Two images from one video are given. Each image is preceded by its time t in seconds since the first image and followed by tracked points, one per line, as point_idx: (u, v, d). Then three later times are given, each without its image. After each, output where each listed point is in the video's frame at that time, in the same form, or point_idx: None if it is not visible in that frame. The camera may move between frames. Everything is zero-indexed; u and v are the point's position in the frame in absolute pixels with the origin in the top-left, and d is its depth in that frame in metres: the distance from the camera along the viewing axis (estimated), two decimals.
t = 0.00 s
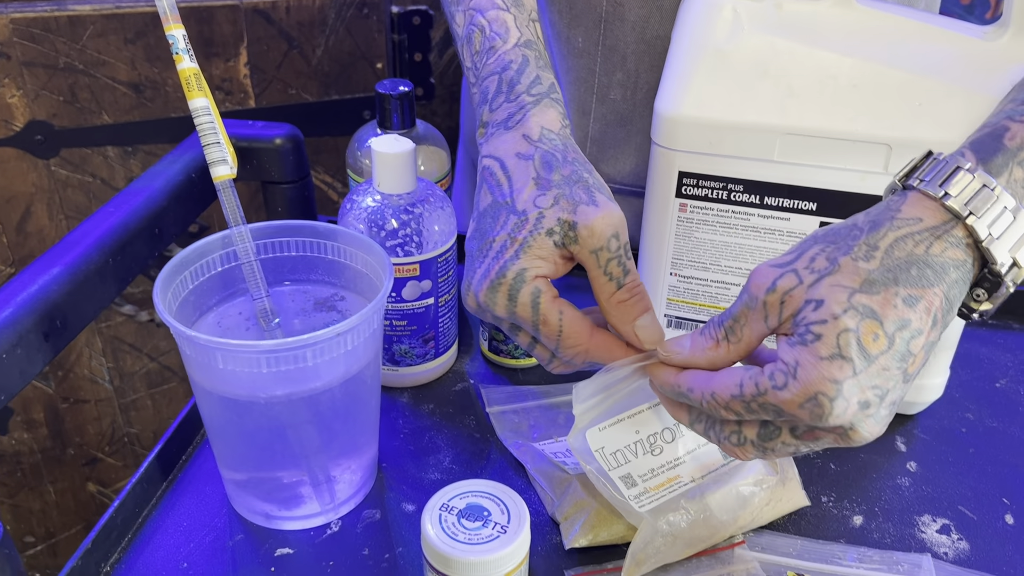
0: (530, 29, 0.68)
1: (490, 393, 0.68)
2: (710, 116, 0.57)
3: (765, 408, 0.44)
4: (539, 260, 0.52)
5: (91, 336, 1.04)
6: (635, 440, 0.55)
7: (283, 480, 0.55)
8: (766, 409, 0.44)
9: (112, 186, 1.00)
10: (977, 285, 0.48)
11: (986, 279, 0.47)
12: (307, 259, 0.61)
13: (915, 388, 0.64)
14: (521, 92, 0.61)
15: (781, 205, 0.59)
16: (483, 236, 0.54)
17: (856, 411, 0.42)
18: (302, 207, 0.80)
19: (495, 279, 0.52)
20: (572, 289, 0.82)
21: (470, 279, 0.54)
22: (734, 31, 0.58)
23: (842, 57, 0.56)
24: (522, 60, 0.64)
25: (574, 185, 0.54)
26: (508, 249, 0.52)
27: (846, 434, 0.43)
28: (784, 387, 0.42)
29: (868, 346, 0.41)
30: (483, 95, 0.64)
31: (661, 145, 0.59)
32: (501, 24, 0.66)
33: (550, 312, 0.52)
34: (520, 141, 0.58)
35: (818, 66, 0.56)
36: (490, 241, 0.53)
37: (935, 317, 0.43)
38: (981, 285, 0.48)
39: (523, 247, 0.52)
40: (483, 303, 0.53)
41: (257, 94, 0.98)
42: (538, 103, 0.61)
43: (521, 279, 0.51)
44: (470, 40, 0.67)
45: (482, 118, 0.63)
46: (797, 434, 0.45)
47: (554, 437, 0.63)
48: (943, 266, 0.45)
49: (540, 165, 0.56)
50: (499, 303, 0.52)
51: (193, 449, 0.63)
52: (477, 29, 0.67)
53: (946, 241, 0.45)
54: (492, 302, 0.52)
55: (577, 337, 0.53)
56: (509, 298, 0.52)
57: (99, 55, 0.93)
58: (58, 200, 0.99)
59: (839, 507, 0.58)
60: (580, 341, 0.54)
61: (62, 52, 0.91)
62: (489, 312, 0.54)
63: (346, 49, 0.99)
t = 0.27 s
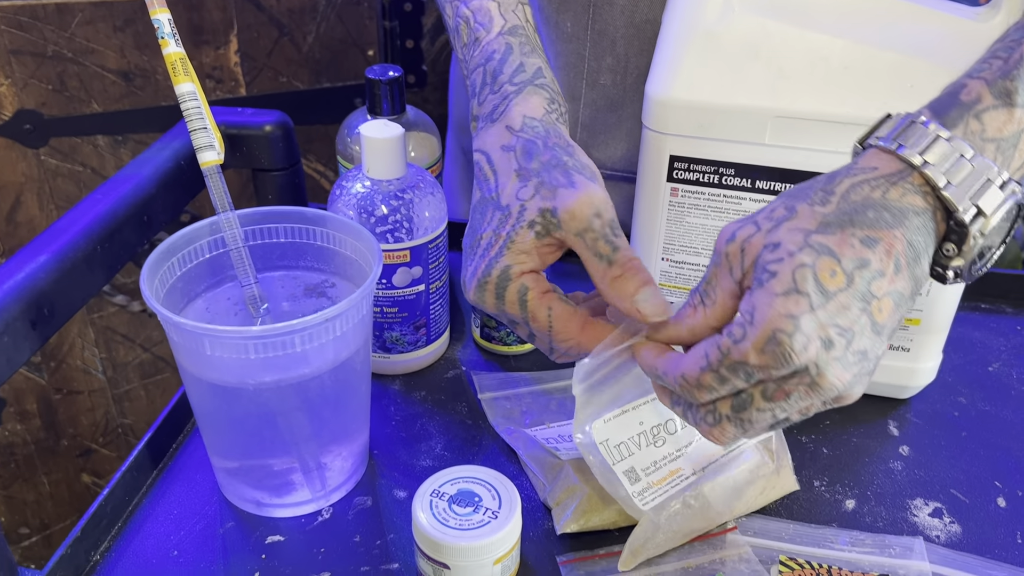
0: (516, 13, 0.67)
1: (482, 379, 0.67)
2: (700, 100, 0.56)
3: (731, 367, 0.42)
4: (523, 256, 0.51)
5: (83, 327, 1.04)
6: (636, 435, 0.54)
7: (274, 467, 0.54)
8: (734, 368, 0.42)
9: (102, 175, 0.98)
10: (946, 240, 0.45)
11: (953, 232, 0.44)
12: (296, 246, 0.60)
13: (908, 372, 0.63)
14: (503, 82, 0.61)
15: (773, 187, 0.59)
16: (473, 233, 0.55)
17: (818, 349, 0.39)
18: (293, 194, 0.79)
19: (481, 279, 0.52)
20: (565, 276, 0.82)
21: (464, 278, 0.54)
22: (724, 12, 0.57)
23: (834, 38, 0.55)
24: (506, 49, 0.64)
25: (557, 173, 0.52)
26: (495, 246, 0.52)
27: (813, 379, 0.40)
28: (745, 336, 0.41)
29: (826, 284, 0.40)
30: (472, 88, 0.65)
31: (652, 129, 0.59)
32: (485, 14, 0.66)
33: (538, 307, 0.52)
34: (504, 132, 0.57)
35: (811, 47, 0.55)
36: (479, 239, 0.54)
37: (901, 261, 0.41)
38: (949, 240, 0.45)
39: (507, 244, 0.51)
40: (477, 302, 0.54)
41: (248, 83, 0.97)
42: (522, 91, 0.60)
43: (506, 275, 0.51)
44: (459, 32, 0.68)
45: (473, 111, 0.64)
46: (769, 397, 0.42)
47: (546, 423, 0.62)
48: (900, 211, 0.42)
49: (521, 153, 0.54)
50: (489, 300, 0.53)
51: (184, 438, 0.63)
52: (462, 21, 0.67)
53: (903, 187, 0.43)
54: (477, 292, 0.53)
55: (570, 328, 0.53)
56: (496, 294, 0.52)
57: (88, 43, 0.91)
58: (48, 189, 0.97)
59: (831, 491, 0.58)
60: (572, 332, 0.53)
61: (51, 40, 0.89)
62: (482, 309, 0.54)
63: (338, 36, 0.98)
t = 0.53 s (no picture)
0: None
1: (477, 366, 0.67)
2: (694, 85, 0.56)
3: (698, 316, 0.42)
4: (514, 241, 0.52)
5: (78, 318, 1.03)
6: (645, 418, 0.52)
7: (268, 455, 0.54)
8: (702, 316, 0.41)
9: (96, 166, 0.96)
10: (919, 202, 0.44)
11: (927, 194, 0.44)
12: (289, 233, 0.60)
13: (903, 358, 0.64)
14: (493, 66, 0.61)
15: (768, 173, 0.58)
16: (462, 216, 0.55)
17: (777, 288, 0.40)
18: (287, 183, 0.79)
19: (472, 262, 0.53)
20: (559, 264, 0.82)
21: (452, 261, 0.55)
22: None
23: (828, 23, 0.55)
24: (494, 31, 0.63)
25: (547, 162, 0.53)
26: (485, 228, 0.53)
27: (774, 321, 0.41)
28: (705, 286, 0.41)
29: (787, 229, 0.41)
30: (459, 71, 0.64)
31: (646, 115, 0.58)
32: None
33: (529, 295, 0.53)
34: (496, 116, 0.57)
35: (804, 32, 0.55)
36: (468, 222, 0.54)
37: (867, 217, 0.42)
38: (921, 203, 0.44)
39: (498, 229, 0.52)
40: (466, 286, 0.54)
41: (242, 72, 0.96)
42: (512, 76, 0.60)
43: (497, 261, 0.52)
44: (444, 15, 0.67)
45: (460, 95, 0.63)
46: (734, 346, 0.43)
47: (541, 410, 0.62)
48: (868, 169, 0.43)
49: (512, 141, 0.55)
50: (478, 285, 0.53)
51: (178, 427, 0.63)
52: (446, 5, 0.67)
53: (871, 148, 0.44)
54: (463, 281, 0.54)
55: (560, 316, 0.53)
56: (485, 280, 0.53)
57: (80, 33, 0.89)
58: (41, 179, 0.96)
59: (827, 477, 0.58)
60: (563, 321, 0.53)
61: (42, 30, 0.88)
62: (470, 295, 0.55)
63: (331, 25, 0.95)
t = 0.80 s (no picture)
0: None
1: (473, 355, 0.67)
2: (689, 72, 0.56)
3: (773, 291, 0.35)
4: (547, 234, 0.47)
5: (74, 310, 1.03)
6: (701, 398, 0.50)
7: (264, 444, 0.54)
8: (778, 289, 0.35)
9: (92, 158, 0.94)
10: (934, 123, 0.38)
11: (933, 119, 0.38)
12: (283, 223, 0.60)
13: (899, 345, 0.64)
14: (532, 53, 0.54)
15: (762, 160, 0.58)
16: (487, 194, 0.47)
17: (838, 226, 0.34)
18: (281, 173, 0.79)
19: (502, 245, 0.46)
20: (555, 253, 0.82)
21: (471, 240, 0.46)
22: None
23: (823, 9, 0.54)
24: (529, 20, 0.56)
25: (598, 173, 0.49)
26: (523, 216, 0.46)
27: (856, 263, 0.34)
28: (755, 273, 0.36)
29: (817, 177, 0.37)
30: (482, 54, 0.55)
31: (641, 102, 0.58)
32: None
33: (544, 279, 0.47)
34: (533, 103, 0.51)
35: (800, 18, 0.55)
36: (501, 202, 0.47)
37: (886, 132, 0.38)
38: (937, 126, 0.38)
39: (538, 218, 0.46)
40: (480, 269, 0.46)
41: (236, 63, 0.95)
42: (551, 68, 0.54)
43: (530, 252, 0.46)
44: None
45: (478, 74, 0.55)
46: (830, 310, 0.35)
47: (537, 398, 0.63)
48: (866, 112, 0.39)
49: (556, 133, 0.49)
50: (502, 269, 0.46)
51: (173, 417, 0.63)
52: None
53: (864, 96, 0.40)
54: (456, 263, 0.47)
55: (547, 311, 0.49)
56: (507, 263, 0.46)
57: (73, 24, 0.87)
58: (37, 172, 0.94)
59: (822, 464, 0.58)
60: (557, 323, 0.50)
61: (35, 20, 0.86)
62: (476, 274, 0.47)
63: (326, 15, 0.95)
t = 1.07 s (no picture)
0: None
1: (470, 348, 0.68)
2: (685, 64, 0.56)
3: (783, 259, 0.39)
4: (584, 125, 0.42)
5: (72, 305, 1.03)
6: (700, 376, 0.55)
7: (263, 437, 0.54)
8: (788, 259, 0.38)
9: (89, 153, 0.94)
10: (987, 107, 0.42)
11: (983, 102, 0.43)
12: (281, 216, 0.60)
13: (895, 336, 0.64)
14: None
15: (758, 153, 0.59)
16: (517, 74, 0.41)
17: (867, 205, 0.38)
18: (278, 167, 0.79)
19: (550, 120, 0.40)
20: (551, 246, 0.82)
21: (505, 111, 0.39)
22: None
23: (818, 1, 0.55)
24: None
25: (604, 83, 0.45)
26: (555, 102, 0.41)
27: (879, 244, 0.38)
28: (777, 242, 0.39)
29: (855, 151, 0.40)
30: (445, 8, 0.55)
31: (638, 95, 0.58)
32: None
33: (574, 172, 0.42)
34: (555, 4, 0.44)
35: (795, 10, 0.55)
36: (534, 81, 0.41)
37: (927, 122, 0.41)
38: (983, 108, 0.43)
39: (576, 102, 0.41)
40: (515, 141, 0.39)
41: (232, 57, 0.95)
42: None
43: (564, 137, 0.41)
44: None
45: None
46: (841, 285, 0.39)
47: (535, 391, 0.63)
48: (912, 92, 0.43)
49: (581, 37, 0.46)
50: (540, 151, 0.40)
51: (172, 410, 0.63)
52: None
53: (910, 77, 0.44)
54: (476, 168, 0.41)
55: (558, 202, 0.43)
56: (544, 145, 0.40)
57: (70, 18, 0.87)
58: (34, 167, 0.94)
59: (818, 454, 0.58)
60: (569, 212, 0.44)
61: (31, 15, 0.86)
62: (504, 154, 0.40)
63: (322, 8, 0.94)
